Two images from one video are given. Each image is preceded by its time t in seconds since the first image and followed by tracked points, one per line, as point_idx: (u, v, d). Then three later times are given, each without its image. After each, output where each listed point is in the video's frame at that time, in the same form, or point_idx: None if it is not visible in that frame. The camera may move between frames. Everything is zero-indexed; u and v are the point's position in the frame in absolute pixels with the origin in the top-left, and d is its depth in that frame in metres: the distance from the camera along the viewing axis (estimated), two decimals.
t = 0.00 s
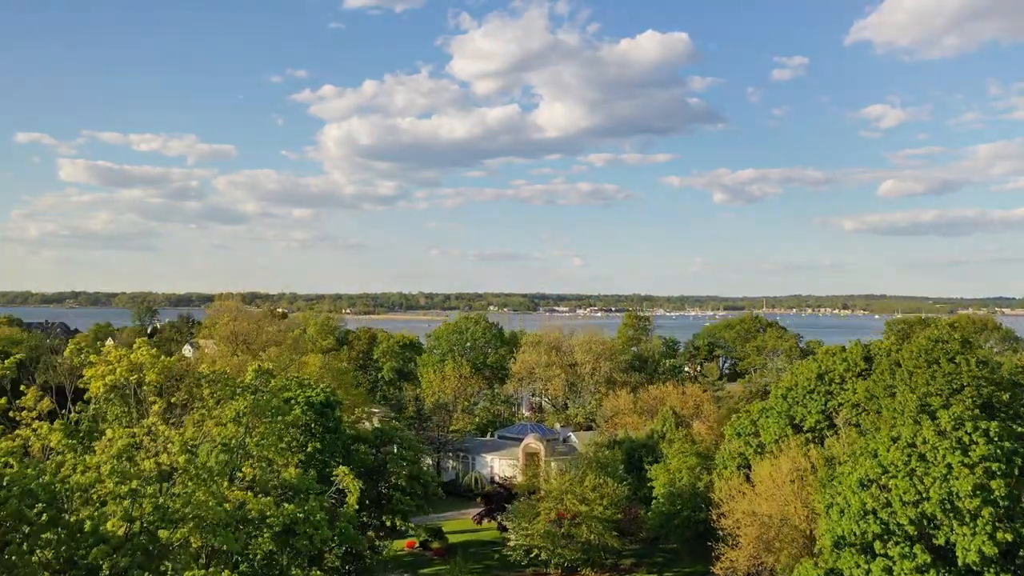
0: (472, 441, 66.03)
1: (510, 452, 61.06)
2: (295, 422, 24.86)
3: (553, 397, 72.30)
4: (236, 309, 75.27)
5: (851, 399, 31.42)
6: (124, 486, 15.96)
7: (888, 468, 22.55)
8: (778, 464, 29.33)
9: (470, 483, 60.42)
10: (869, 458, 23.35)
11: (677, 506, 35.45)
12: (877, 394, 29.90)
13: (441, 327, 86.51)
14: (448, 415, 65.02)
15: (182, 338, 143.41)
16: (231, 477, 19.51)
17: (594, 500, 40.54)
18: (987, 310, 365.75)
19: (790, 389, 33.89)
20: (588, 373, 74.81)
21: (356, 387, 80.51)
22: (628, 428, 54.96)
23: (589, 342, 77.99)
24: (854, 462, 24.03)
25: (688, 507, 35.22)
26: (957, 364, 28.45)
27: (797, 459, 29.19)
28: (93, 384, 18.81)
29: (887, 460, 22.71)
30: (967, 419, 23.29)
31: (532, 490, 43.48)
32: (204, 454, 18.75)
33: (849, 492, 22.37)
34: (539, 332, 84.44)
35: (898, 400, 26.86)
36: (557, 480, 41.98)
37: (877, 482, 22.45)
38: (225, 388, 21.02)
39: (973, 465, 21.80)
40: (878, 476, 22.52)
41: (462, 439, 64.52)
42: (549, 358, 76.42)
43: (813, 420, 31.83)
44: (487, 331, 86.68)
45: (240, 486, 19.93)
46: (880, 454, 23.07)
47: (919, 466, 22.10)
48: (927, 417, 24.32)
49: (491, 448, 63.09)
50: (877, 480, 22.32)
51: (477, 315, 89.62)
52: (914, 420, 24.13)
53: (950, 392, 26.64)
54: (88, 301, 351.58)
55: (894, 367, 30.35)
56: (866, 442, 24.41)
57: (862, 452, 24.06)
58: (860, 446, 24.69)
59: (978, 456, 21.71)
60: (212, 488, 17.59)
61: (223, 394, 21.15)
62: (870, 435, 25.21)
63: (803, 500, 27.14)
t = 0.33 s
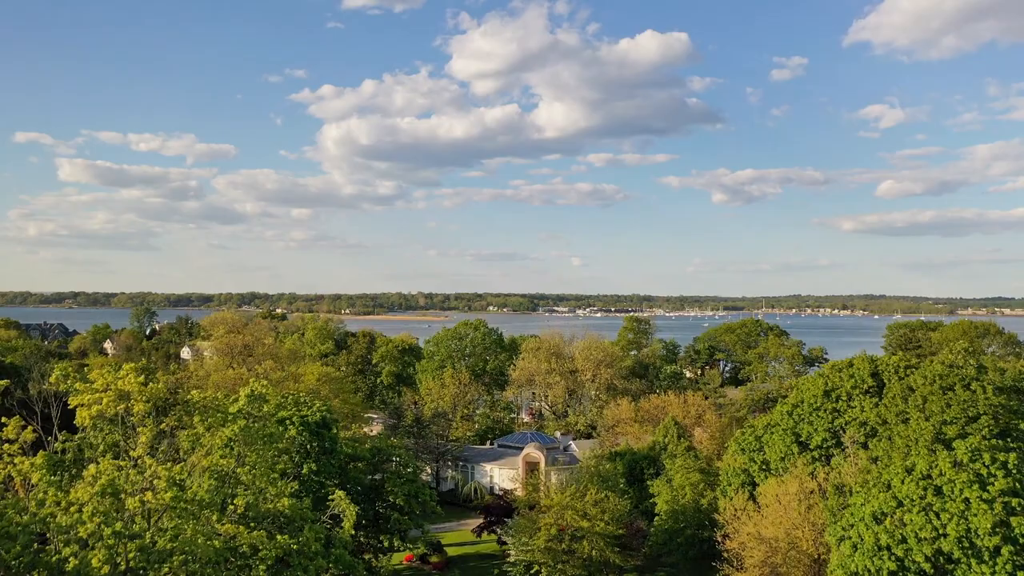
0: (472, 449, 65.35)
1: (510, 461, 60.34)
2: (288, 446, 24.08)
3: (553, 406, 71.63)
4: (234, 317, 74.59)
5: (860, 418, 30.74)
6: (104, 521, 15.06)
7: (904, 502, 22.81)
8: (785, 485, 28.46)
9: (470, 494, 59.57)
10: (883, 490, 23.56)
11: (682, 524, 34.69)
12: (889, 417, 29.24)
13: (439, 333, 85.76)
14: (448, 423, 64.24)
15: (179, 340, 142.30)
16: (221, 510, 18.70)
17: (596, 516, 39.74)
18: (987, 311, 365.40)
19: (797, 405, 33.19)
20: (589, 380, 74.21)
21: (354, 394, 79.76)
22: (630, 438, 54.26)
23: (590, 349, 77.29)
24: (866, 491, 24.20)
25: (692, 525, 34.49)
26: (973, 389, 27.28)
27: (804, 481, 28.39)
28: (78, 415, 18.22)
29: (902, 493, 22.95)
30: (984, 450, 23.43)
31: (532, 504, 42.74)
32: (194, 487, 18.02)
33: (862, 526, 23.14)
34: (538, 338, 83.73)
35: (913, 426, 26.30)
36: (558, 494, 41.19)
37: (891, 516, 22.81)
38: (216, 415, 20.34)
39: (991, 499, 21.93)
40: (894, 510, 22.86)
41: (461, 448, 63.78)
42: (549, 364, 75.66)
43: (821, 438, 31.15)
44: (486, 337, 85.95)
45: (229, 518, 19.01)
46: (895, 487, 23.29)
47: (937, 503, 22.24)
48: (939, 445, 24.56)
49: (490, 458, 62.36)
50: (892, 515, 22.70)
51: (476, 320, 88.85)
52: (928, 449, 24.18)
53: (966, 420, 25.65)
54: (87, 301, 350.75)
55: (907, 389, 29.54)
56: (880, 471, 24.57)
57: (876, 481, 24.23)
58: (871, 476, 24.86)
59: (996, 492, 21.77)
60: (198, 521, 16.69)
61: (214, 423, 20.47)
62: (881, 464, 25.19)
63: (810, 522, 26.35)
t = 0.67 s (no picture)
0: (471, 458, 64.66)
1: (510, 471, 59.67)
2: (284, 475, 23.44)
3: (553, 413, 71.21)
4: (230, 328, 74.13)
5: (869, 438, 30.27)
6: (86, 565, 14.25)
7: (921, 539, 22.30)
8: (792, 507, 27.77)
9: (469, 503, 58.73)
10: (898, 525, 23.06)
11: (685, 542, 33.95)
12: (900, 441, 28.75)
13: (438, 339, 85.12)
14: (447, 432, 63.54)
15: (177, 343, 141.47)
16: (216, 544, 18.04)
17: (598, 532, 38.93)
18: (987, 312, 364.13)
19: (802, 423, 32.65)
20: (589, 387, 73.66)
21: (353, 400, 79.04)
22: (631, 449, 53.60)
23: (590, 355, 76.73)
24: (880, 523, 23.75)
25: (696, 543, 33.78)
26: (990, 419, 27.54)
27: (812, 504, 27.74)
28: (63, 450, 17.62)
29: (918, 529, 22.44)
30: (1001, 485, 23.05)
31: (533, 520, 42.08)
32: (185, 522, 17.38)
33: (879, 563, 22.68)
34: (538, 344, 83.21)
35: (927, 456, 25.91)
36: (559, 511, 40.26)
37: (906, 552, 22.31)
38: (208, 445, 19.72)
39: (1010, 536, 21.40)
40: (910, 547, 22.35)
41: (461, 458, 63.08)
42: (549, 371, 74.99)
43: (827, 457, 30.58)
44: (485, 343, 85.32)
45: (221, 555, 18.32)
46: (911, 522, 22.77)
47: (955, 539, 21.78)
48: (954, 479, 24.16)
49: (489, 468, 61.61)
50: (908, 551, 22.19)
51: (475, 326, 88.20)
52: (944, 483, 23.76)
53: (982, 450, 25.69)
54: (86, 301, 349.80)
55: (920, 414, 28.93)
56: (894, 504, 24.11)
57: (890, 515, 23.73)
58: (885, 508, 24.40)
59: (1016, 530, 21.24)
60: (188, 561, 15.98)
61: (208, 453, 19.83)
62: (896, 494, 24.92)
63: (819, 547, 25.65)
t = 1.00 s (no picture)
0: (471, 467, 63.92)
1: (510, 481, 58.94)
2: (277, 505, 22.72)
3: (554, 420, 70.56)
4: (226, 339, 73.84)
5: (880, 459, 29.73)
6: None
7: None
8: (798, 531, 27.10)
9: (469, 514, 57.88)
10: (915, 563, 22.58)
11: (689, 562, 33.25)
12: (912, 465, 28.18)
13: (437, 345, 84.36)
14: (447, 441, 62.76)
15: (177, 344, 140.70)
16: None
17: (600, 549, 38.22)
18: (987, 313, 363.42)
19: (809, 441, 31.99)
20: (589, 395, 73.02)
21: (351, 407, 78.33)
22: (633, 461, 52.88)
23: (590, 362, 76.09)
24: (895, 560, 23.22)
25: (701, 562, 33.11)
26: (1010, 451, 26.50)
27: (821, 527, 27.12)
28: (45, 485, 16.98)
29: (937, 569, 21.89)
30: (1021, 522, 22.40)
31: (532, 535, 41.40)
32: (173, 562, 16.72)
33: None
34: (538, 350, 82.62)
35: (943, 487, 25.16)
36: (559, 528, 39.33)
37: None
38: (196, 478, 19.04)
39: None
40: None
41: (460, 467, 62.35)
42: (549, 378, 74.30)
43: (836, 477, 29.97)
44: (485, 349, 84.64)
45: None
46: (929, 560, 22.25)
47: None
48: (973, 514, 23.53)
49: (489, 478, 60.84)
50: None
51: (475, 332, 87.51)
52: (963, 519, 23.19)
53: (1003, 484, 24.84)
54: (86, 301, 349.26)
55: (937, 442, 28.14)
56: (911, 540, 23.57)
57: (906, 551, 23.20)
58: (901, 543, 23.85)
59: None
60: None
61: (196, 486, 19.13)
62: (913, 528, 24.36)
63: None
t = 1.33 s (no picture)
0: (470, 477, 63.09)
1: (510, 492, 58.15)
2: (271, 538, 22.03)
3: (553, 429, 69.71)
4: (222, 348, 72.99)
5: (890, 481, 29.10)
6: None
7: None
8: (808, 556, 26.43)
9: (469, 525, 57.13)
10: None
11: None
12: (926, 493, 27.56)
13: (436, 352, 83.50)
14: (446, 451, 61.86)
15: (175, 346, 139.40)
16: None
17: (601, 567, 37.53)
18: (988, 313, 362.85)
19: (817, 459, 31.27)
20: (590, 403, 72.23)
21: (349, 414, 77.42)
22: (634, 473, 52.14)
23: (590, 369, 75.23)
24: None
25: None
26: None
27: (831, 554, 26.50)
28: (24, 524, 16.31)
29: None
30: None
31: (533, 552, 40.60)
32: None
33: None
34: (538, 357, 81.76)
35: (962, 523, 24.53)
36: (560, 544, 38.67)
37: None
38: (185, 511, 18.42)
39: None
40: None
41: (459, 478, 61.55)
42: (549, 386, 73.50)
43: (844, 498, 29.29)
44: (484, 356, 83.76)
45: None
46: None
47: None
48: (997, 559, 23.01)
49: (488, 489, 60.03)
50: None
51: (474, 338, 86.67)
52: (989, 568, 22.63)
53: None
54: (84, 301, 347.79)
55: (954, 474, 27.35)
56: None
57: None
58: None
59: None
60: None
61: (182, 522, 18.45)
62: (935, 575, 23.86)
63: None
